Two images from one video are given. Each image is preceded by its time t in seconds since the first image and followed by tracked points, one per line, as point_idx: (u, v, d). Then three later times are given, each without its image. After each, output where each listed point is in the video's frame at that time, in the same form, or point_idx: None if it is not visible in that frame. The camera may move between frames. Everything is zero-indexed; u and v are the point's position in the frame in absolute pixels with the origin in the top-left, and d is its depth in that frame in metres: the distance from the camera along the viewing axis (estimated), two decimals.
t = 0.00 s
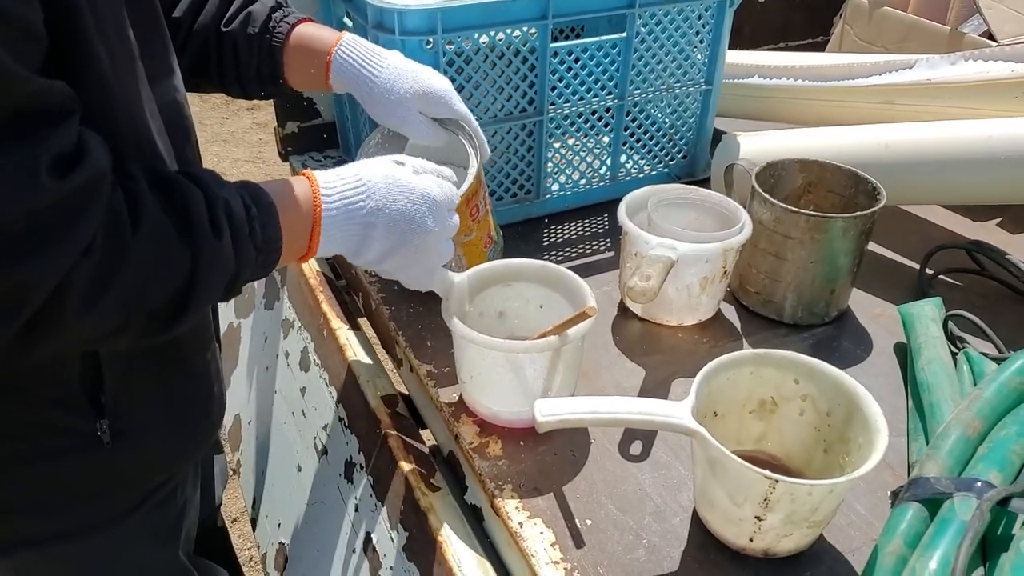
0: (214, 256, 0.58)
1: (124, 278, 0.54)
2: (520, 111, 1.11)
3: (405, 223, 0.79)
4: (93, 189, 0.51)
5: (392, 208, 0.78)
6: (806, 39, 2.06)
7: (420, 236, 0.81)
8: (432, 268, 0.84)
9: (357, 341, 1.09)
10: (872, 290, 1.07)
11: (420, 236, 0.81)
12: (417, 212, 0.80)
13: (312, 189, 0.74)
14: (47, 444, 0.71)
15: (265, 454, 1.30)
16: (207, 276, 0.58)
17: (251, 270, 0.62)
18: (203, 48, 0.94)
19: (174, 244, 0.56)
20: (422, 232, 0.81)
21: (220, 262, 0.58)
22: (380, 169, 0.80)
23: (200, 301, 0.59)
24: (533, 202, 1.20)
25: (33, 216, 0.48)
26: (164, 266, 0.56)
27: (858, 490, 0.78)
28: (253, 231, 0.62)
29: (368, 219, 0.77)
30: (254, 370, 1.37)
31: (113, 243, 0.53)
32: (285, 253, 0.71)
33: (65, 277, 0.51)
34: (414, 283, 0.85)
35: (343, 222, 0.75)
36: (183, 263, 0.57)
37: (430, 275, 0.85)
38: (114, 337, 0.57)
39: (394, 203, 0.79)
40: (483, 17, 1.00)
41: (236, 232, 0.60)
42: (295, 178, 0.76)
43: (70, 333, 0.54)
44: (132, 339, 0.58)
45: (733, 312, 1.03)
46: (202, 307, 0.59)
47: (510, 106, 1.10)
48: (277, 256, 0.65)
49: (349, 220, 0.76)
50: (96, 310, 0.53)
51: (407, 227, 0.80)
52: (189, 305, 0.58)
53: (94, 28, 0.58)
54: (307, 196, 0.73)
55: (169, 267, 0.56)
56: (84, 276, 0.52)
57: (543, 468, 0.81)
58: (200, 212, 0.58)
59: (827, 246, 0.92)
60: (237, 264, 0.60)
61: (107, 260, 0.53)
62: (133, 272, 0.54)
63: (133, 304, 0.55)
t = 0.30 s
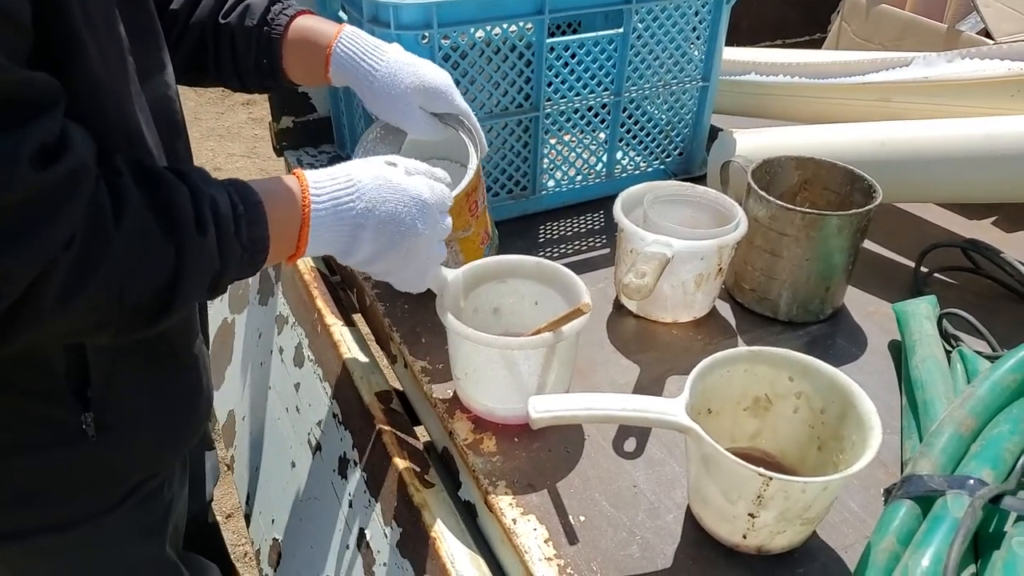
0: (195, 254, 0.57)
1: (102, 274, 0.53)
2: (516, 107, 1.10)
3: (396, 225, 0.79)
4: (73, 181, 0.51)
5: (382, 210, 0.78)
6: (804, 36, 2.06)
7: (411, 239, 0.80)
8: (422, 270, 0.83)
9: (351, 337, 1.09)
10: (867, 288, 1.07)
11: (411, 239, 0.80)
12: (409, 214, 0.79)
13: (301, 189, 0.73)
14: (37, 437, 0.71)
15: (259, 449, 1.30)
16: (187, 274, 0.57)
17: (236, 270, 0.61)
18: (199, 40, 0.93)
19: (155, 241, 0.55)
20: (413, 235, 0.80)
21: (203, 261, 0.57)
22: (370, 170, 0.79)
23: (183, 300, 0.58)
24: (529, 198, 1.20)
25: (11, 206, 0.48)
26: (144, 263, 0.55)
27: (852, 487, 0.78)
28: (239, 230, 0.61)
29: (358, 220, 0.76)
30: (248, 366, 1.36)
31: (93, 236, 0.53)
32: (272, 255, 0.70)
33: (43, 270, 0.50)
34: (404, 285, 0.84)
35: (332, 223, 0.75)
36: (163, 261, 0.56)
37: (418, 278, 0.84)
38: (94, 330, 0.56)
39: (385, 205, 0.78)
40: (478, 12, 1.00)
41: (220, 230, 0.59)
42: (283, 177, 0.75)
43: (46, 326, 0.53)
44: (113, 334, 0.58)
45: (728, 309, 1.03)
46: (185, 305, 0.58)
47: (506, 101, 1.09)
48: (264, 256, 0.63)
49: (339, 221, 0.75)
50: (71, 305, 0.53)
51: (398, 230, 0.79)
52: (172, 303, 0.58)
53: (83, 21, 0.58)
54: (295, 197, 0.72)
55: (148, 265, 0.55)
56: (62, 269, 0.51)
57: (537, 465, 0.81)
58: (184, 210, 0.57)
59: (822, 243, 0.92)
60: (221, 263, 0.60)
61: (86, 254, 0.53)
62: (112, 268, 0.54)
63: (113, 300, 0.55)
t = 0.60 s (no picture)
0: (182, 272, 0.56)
1: (83, 287, 0.53)
2: (514, 106, 1.10)
3: (397, 251, 0.77)
4: (59, 194, 0.51)
5: (385, 235, 0.76)
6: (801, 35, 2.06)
7: (409, 266, 0.78)
8: (417, 292, 0.82)
9: (350, 336, 1.09)
10: (865, 287, 1.07)
11: (410, 266, 0.78)
12: (411, 240, 0.77)
13: (302, 204, 0.71)
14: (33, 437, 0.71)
15: (257, 450, 1.30)
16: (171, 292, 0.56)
17: (224, 288, 0.61)
18: (225, 41, 0.93)
19: (139, 257, 0.55)
20: (412, 262, 0.78)
21: (187, 279, 0.57)
22: (377, 191, 0.77)
23: (165, 316, 0.57)
24: (528, 198, 1.20)
25: None
26: (127, 279, 0.54)
27: (851, 486, 0.78)
28: (229, 250, 0.60)
29: (358, 242, 0.75)
30: (246, 366, 1.36)
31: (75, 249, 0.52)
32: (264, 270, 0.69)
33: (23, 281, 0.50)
34: (396, 305, 0.83)
35: (333, 244, 0.73)
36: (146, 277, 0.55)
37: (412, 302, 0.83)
38: (76, 340, 0.56)
39: (387, 230, 0.76)
40: (476, 11, 1.00)
41: (208, 250, 0.58)
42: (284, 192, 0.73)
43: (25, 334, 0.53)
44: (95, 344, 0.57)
45: (726, 308, 1.03)
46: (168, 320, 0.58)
47: (504, 101, 1.09)
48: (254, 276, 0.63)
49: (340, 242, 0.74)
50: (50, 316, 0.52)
51: (399, 255, 0.77)
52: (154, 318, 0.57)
53: (79, 24, 0.58)
54: (294, 213, 0.70)
55: (131, 280, 0.55)
56: (41, 282, 0.51)
57: (536, 464, 0.81)
58: (172, 228, 0.56)
59: (820, 242, 0.92)
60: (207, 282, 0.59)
61: (66, 268, 0.52)
62: (92, 282, 0.53)
63: (94, 313, 0.54)
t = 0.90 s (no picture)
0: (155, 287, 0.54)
1: (51, 300, 0.52)
2: (509, 105, 1.10)
3: (389, 267, 0.74)
4: (28, 205, 0.49)
5: (378, 249, 0.74)
6: (796, 35, 2.06)
7: (403, 284, 0.76)
8: (415, 309, 0.80)
9: (342, 335, 1.09)
10: (859, 286, 1.07)
11: (404, 284, 0.76)
12: (405, 257, 0.75)
13: (291, 215, 0.69)
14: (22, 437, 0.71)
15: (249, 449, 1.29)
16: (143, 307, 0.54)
17: (203, 302, 0.58)
18: (238, 37, 0.92)
19: (111, 270, 0.53)
20: (406, 280, 0.76)
21: (163, 295, 0.55)
22: (378, 207, 0.74)
23: (141, 329, 0.56)
24: (522, 196, 1.20)
25: None
26: (97, 293, 0.53)
27: (844, 485, 0.78)
28: (209, 265, 0.58)
29: (349, 255, 0.72)
30: (239, 365, 1.36)
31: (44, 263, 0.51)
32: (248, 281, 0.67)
33: None
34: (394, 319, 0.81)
35: (321, 258, 0.71)
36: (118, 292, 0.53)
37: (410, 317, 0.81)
38: (52, 348, 0.55)
39: (380, 249, 0.73)
40: (471, 9, 1.00)
41: (186, 265, 0.56)
42: (278, 198, 0.71)
43: None
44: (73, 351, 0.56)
45: (720, 307, 1.04)
46: (144, 332, 0.57)
47: (499, 99, 1.09)
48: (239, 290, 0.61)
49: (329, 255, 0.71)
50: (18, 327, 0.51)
51: (393, 272, 0.75)
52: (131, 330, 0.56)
53: (73, 20, 0.58)
54: (283, 224, 0.68)
55: (101, 295, 0.53)
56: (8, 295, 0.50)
57: (529, 463, 0.81)
58: (146, 242, 0.54)
59: (814, 242, 0.92)
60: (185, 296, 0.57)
61: (34, 280, 0.51)
62: (62, 294, 0.52)
63: (64, 324, 0.53)
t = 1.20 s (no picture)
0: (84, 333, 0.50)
1: None
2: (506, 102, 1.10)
3: (363, 327, 0.67)
4: None
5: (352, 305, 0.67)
6: (794, 34, 2.06)
7: (383, 345, 0.69)
8: (394, 369, 0.74)
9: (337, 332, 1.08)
10: (856, 285, 1.07)
11: (383, 345, 0.69)
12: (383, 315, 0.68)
13: (255, 268, 0.63)
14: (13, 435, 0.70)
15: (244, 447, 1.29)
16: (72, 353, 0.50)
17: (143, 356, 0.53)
18: (246, 37, 0.92)
19: (40, 310, 0.49)
20: (385, 340, 0.69)
21: (96, 342, 0.51)
22: (350, 261, 0.68)
23: (70, 373, 0.52)
24: (519, 194, 1.19)
25: None
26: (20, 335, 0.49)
27: (841, 484, 0.78)
28: (155, 316, 0.52)
29: (317, 312, 0.66)
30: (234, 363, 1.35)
31: None
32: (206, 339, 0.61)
33: None
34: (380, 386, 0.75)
35: (287, 317, 0.64)
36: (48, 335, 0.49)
37: (400, 384, 0.75)
38: None
39: (352, 307, 0.67)
40: (468, 5, 1.00)
41: (125, 313, 0.51)
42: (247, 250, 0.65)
43: None
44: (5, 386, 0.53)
45: (717, 305, 1.03)
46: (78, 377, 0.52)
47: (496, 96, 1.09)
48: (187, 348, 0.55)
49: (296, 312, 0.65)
50: None
51: (369, 332, 0.68)
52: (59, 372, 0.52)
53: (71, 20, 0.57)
54: (244, 274, 0.62)
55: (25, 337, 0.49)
56: None
57: (525, 461, 0.81)
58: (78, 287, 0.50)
59: (812, 240, 0.92)
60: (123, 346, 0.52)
61: None
62: None
63: None
